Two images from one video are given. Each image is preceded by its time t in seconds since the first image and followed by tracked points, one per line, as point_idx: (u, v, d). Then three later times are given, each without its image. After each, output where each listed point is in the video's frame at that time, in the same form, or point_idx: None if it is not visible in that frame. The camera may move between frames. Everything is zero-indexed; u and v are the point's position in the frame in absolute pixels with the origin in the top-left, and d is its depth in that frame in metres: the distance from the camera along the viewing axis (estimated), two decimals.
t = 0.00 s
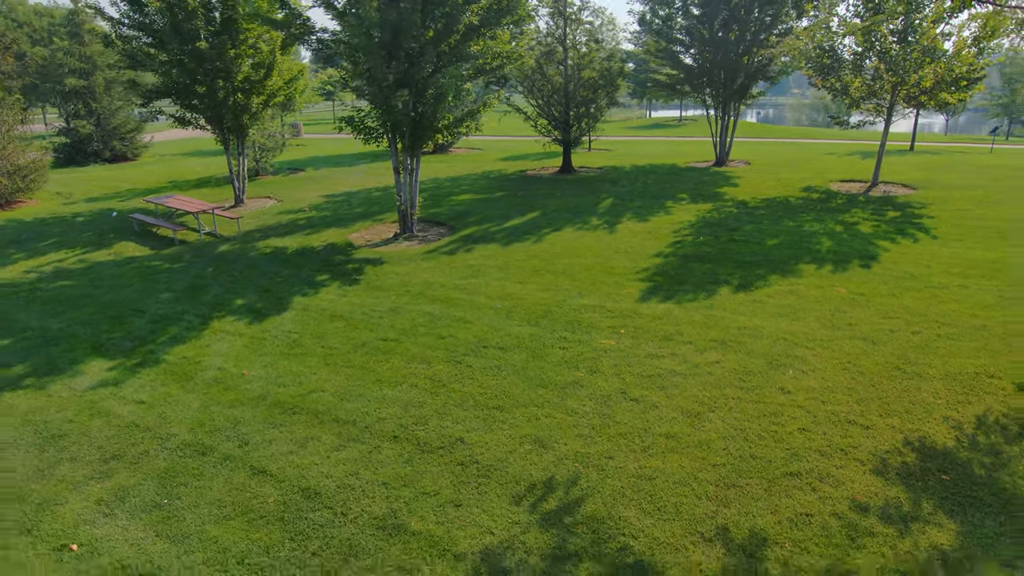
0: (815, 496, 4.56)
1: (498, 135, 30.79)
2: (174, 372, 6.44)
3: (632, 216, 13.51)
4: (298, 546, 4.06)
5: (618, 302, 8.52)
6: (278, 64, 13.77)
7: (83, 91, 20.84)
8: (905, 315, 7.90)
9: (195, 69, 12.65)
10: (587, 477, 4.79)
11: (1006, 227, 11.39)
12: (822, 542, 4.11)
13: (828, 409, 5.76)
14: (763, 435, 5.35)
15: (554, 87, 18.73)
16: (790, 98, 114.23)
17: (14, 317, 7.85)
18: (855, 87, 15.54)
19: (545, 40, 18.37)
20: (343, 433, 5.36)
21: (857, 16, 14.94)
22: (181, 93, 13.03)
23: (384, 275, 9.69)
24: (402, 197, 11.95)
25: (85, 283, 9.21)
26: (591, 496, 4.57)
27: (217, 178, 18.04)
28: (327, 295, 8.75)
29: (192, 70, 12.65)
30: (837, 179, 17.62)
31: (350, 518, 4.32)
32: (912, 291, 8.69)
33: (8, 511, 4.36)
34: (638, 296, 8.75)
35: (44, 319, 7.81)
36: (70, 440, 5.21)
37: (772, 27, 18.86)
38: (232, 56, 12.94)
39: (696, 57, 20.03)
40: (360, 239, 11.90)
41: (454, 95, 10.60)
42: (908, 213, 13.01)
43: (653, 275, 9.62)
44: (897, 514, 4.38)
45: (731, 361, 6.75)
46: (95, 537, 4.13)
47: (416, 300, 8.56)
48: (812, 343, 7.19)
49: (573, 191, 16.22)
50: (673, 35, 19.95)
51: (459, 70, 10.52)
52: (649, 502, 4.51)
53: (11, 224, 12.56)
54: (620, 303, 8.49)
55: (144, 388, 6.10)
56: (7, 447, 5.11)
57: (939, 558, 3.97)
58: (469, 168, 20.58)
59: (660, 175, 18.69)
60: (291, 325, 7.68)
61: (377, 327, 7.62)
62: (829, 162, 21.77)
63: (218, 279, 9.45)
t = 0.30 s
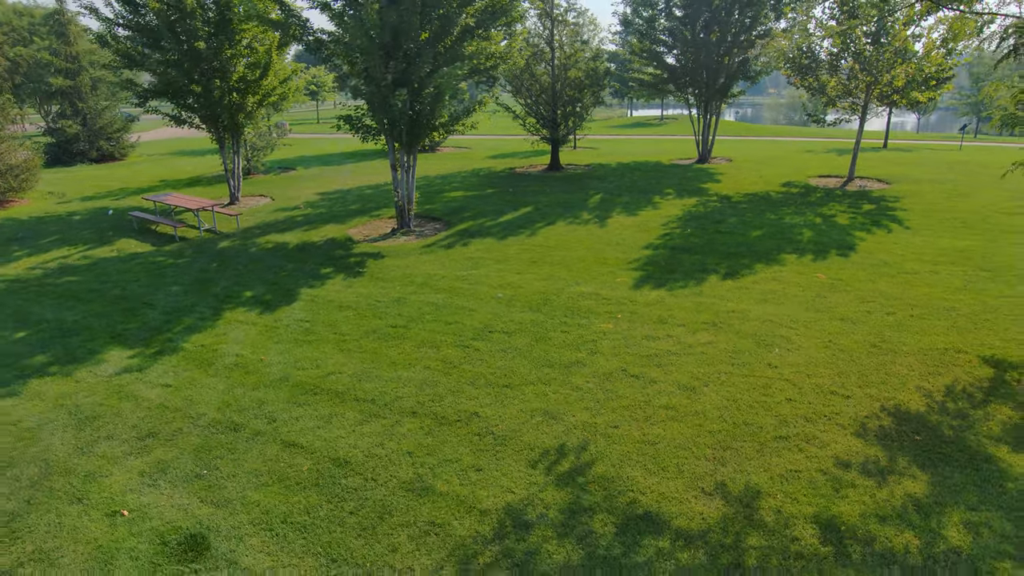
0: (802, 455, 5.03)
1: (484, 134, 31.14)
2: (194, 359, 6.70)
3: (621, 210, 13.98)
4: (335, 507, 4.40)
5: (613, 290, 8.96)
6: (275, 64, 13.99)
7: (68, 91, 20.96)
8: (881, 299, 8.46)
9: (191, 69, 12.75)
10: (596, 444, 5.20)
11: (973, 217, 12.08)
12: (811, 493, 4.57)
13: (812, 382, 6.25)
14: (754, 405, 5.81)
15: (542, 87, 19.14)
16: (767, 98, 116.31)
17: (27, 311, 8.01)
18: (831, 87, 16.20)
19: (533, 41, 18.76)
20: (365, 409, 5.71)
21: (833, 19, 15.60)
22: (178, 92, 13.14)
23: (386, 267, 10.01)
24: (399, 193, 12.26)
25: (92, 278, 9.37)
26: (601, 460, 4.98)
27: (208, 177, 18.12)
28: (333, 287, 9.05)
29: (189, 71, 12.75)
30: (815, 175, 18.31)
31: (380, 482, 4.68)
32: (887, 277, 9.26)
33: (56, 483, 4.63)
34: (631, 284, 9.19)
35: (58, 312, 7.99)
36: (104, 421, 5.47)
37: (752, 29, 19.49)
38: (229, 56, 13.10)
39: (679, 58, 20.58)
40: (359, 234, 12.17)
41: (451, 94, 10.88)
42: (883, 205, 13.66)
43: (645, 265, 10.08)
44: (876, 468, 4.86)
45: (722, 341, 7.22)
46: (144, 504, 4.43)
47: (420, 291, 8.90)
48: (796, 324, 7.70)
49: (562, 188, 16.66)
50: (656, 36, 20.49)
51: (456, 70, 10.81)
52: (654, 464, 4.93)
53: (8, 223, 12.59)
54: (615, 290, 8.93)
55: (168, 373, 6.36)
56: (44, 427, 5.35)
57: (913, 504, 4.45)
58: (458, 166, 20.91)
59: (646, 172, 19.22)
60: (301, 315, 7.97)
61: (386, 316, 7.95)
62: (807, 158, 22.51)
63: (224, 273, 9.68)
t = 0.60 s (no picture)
0: (790, 422, 5.49)
1: (470, 133, 31.47)
2: (212, 347, 6.96)
3: (610, 205, 14.43)
4: (365, 475, 4.74)
5: (609, 279, 9.37)
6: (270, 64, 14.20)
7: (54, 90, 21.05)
8: (859, 285, 9.00)
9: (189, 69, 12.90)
10: (602, 416, 5.60)
11: (944, 209, 12.75)
12: (800, 455, 5.03)
13: (797, 358, 6.74)
14: (745, 380, 6.27)
15: (530, 87, 19.54)
16: (745, 97, 118.29)
17: (39, 306, 8.16)
18: (809, 86, 16.86)
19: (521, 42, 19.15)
20: (383, 389, 6.06)
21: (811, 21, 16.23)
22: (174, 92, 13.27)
23: (387, 261, 10.31)
24: (396, 189, 12.52)
25: (98, 273, 9.52)
26: (607, 429, 5.38)
27: (199, 176, 18.19)
28: (338, 280, 9.33)
29: (186, 71, 12.90)
30: (794, 171, 18.98)
31: (405, 452, 5.03)
32: (865, 265, 9.81)
33: (97, 460, 4.90)
34: (625, 274, 9.62)
35: (70, 306, 8.16)
36: (134, 405, 5.73)
37: (732, 30, 20.12)
38: (225, 57, 13.27)
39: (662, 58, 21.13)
40: (357, 230, 12.40)
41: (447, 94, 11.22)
42: (859, 199, 14.30)
43: (637, 256, 10.52)
44: (858, 432, 5.34)
45: (713, 323, 7.69)
46: (184, 476, 4.73)
47: (423, 282, 9.22)
48: (781, 309, 8.20)
49: (552, 184, 17.07)
50: (640, 37, 21.01)
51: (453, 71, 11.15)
52: (657, 432, 5.35)
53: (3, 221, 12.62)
54: (610, 280, 9.36)
55: (189, 360, 6.62)
56: (77, 411, 5.59)
57: (891, 461, 4.93)
58: (448, 165, 21.22)
59: (632, 169, 19.74)
60: (311, 306, 8.25)
61: (392, 306, 8.28)
62: (786, 155, 23.23)
63: (229, 267, 9.90)
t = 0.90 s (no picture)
0: (780, 395, 5.95)
1: (457, 132, 31.76)
2: (228, 337, 7.21)
3: (600, 201, 14.87)
4: (390, 447, 5.08)
5: (604, 270, 9.77)
6: (266, 63, 14.35)
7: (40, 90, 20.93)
8: (839, 272, 9.52)
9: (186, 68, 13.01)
10: (607, 393, 6.00)
11: (917, 203, 13.39)
12: (789, 423, 5.48)
13: (784, 339, 7.22)
14: (736, 359, 6.73)
15: (518, 86, 19.90)
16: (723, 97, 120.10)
17: (49, 301, 8.31)
18: (789, 86, 17.49)
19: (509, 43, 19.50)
20: (398, 372, 6.39)
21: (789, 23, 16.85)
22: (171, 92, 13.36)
23: (389, 255, 10.60)
24: (393, 186, 12.76)
25: (103, 269, 9.66)
26: (612, 404, 5.78)
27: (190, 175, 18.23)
28: (342, 273, 9.61)
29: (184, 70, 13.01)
30: (775, 167, 19.62)
31: (426, 427, 5.38)
32: (844, 254, 10.35)
33: (133, 440, 5.16)
34: (619, 265, 10.05)
35: (80, 300, 8.32)
36: (160, 390, 5.98)
37: (714, 31, 20.70)
38: (222, 56, 13.39)
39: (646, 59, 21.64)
40: (355, 226, 12.59)
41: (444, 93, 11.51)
42: (837, 194, 14.90)
43: (629, 249, 10.96)
44: (841, 403, 5.81)
45: (704, 309, 8.14)
46: (220, 452, 5.02)
47: (425, 275, 9.55)
48: (768, 295, 8.67)
49: (542, 182, 17.47)
50: (624, 38, 21.50)
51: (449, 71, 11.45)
52: (657, 406, 5.77)
53: None
54: (605, 271, 9.77)
55: (208, 349, 6.87)
56: (106, 397, 5.83)
57: (872, 427, 5.40)
58: (438, 163, 21.51)
59: (618, 167, 20.22)
60: (319, 297, 8.53)
61: (398, 296, 8.60)
62: (766, 153, 23.92)
63: (233, 262, 10.10)
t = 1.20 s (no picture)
0: (769, 370, 6.40)
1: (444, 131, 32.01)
2: (242, 326, 7.47)
3: (590, 197, 15.30)
4: (411, 422, 5.43)
5: (598, 261, 10.17)
6: (260, 63, 14.53)
7: (26, 89, 20.87)
8: (821, 261, 10.06)
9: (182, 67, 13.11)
10: (609, 371, 6.41)
11: (891, 196, 14.03)
12: (778, 394, 5.94)
13: (770, 321, 7.70)
14: (727, 339, 7.18)
15: (506, 86, 20.26)
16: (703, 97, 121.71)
17: (60, 295, 8.47)
18: (769, 85, 18.10)
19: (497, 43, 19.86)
20: (411, 355, 6.73)
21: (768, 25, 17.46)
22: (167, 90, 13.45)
23: (389, 248, 10.90)
24: (389, 182, 13.01)
25: (107, 265, 9.81)
26: (615, 381, 6.19)
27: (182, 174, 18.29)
28: (345, 265, 9.89)
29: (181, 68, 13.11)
30: (756, 164, 20.25)
31: (442, 404, 5.73)
32: (824, 244, 10.90)
33: (165, 419, 5.43)
34: (612, 256, 10.47)
35: (91, 294, 8.50)
36: (183, 375, 6.24)
37: (696, 32, 21.26)
38: (218, 55, 13.52)
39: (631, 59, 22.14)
40: (353, 221, 12.79)
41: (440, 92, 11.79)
42: (816, 188, 15.50)
43: (621, 241, 11.40)
44: (825, 376, 6.29)
45: (695, 295, 8.60)
46: (250, 428, 5.33)
47: (427, 267, 9.87)
48: (755, 282, 9.15)
49: (532, 178, 17.86)
50: (609, 39, 22.00)
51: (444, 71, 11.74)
52: (657, 382, 6.19)
53: None
54: (599, 261, 10.19)
55: (225, 337, 7.13)
56: (132, 382, 6.08)
57: (853, 397, 5.88)
58: (428, 161, 21.80)
59: (605, 164, 20.70)
60: (326, 289, 8.81)
61: (403, 287, 8.92)
62: (748, 150, 24.58)
63: (237, 256, 10.31)
